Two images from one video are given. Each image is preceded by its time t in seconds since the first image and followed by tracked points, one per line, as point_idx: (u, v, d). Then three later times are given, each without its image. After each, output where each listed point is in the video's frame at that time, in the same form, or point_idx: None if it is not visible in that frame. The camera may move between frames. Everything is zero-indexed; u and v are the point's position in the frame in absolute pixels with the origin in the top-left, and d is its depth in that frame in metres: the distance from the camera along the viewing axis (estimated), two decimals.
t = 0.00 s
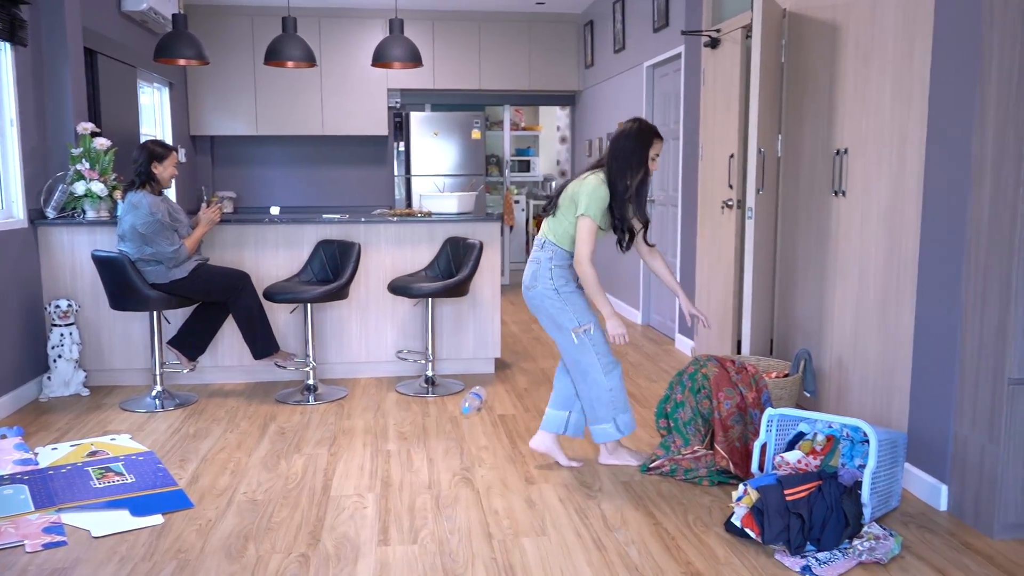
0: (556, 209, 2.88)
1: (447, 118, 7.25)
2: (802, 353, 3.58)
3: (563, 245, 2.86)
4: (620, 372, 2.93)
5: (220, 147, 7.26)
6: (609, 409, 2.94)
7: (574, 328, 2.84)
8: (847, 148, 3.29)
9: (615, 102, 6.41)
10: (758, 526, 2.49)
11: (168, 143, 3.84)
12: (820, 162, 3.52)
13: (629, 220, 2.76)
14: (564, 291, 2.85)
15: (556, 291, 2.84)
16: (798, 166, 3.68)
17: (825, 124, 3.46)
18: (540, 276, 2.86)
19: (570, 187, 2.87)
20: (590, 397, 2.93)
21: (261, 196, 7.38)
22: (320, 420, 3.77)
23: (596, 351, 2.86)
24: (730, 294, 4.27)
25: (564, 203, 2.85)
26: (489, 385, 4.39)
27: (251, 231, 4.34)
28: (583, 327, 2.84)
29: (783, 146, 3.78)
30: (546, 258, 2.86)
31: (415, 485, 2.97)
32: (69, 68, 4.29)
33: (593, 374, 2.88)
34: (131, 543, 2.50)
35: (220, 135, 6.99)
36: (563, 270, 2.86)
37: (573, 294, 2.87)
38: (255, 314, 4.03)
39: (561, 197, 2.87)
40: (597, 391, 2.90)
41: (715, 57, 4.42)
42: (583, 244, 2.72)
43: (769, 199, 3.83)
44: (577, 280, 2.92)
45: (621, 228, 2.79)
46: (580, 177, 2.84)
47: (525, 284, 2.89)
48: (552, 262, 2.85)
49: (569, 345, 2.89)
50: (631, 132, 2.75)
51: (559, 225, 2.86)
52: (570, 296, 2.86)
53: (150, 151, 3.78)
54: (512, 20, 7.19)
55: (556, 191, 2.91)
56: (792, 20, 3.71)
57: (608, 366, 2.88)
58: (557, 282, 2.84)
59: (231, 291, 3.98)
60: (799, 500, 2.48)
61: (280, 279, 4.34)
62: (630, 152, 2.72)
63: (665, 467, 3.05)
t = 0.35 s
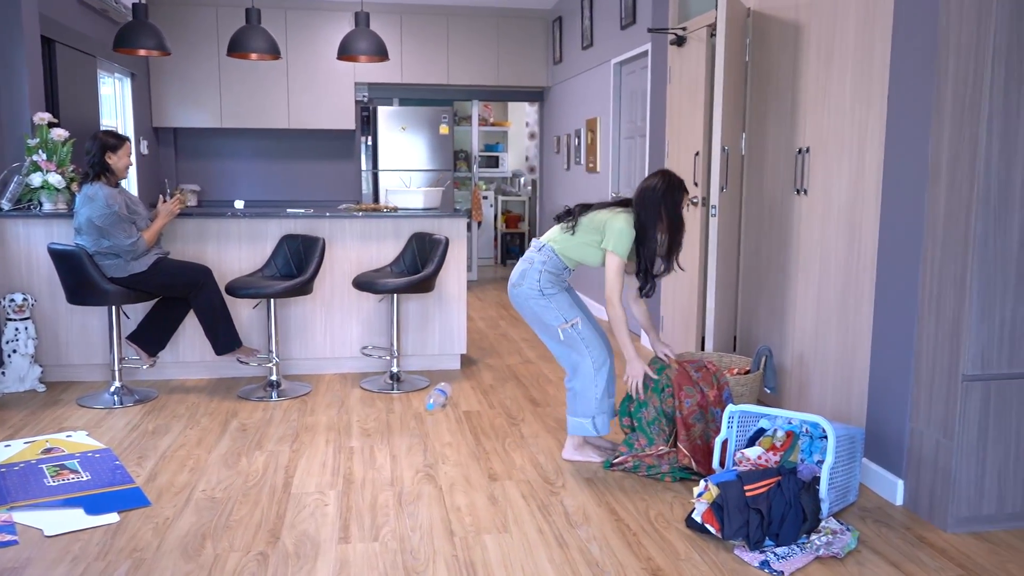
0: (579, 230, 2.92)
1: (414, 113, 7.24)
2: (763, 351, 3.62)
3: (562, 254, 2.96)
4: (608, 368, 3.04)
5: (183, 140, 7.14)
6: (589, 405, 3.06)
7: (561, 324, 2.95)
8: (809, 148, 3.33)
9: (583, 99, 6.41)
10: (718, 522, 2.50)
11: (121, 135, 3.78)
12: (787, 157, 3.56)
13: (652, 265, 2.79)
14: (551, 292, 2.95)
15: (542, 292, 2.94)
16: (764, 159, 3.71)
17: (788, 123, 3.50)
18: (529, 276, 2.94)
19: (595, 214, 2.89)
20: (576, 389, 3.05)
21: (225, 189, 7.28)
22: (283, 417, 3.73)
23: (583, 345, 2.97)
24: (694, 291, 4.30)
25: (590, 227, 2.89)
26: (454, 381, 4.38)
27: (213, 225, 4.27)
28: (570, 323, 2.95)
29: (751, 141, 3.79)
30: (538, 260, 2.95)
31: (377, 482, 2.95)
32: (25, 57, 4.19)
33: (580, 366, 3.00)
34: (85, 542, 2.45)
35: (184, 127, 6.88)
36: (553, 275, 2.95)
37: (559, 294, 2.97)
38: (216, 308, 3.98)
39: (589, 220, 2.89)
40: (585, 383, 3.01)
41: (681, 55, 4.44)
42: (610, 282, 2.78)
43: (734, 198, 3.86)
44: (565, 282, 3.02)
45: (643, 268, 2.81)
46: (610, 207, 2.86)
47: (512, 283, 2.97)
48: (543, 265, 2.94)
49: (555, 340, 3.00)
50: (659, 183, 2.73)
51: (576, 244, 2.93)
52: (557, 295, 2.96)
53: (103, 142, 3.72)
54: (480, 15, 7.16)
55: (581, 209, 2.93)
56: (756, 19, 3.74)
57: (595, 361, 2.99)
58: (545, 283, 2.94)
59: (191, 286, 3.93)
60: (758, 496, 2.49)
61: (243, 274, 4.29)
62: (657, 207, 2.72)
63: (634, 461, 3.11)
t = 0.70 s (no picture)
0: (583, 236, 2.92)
1: (405, 115, 7.21)
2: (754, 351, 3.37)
3: (564, 254, 2.97)
4: (603, 369, 3.05)
5: (172, 143, 7.11)
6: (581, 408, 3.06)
7: (557, 322, 2.96)
8: (796, 148, 3.34)
9: (573, 100, 6.41)
10: (706, 524, 2.49)
11: (106, 138, 3.77)
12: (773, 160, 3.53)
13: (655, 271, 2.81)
14: (550, 288, 2.96)
15: (541, 288, 2.95)
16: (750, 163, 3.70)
17: (776, 123, 3.50)
18: (529, 271, 2.95)
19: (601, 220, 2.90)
20: (568, 390, 3.04)
21: (215, 192, 7.25)
22: (272, 420, 3.71)
23: (578, 345, 2.97)
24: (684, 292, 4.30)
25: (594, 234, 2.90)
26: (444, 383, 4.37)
27: (201, 229, 4.26)
28: (566, 321, 2.96)
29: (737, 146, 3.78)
30: (539, 256, 2.96)
31: (366, 486, 2.94)
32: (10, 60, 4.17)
33: (573, 367, 3.00)
34: (70, 548, 2.44)
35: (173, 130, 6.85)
36: (552, 273, 2.96)
37: (557, 292, 2.98)
38: (204, 312, 3.99)
39: (594, 226, 2.90)
40: (577, 384, 3.00)
41: (669, 56, 4.44)
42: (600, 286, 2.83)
43: (722, 198, 3.86)
44: (564, 281, 3.02)
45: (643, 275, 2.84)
46: (617, 214, 2.87)
47: (512, 279, 2.97)
48: (544, 262, 2.95)
49: (550, 339, 3.00)
50: (662, 187, 2.74)
51: (579, 248, 2.94)
52: (555, 293, 2.97)
53: (86, 146, 3.71)
54: (470, 16, 7.15)
55: (587, 213, 2.92)
56: (744, 20, 3.75)
57: (589, 362, 3.00)
58: (544, 280, 2.95)
59: (179, 288, 3.93)
60: (747, 497, 2.48)
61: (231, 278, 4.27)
62: (661, 213, 2.72)
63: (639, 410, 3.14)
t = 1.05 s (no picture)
0: (581, 223, 3.00)
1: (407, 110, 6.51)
2: (749, 346, 3.44)
3: (564, 242, 3.02)
4: (595, 368, 3.12)
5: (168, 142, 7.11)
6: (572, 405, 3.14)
7: (557, 316, 3.03)
8: (791, 145, 3.33)
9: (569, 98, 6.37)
10: (701, 521, 2.50)
11: (104, 138, 3.76)
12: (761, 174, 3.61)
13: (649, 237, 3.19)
14: (552, 280, 3.03)
15: (544, 281, 3.01)
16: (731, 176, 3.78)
17: (771, 120, 3.49)
18: (532, 262, 3.01)
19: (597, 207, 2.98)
20: (562, 385, 3.12)
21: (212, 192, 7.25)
22: (268, 420, 3.71)
23: (574, 340, 3.05)
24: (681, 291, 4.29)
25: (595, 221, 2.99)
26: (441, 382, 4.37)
27: (196, 228, 4.24)
28: (566, 317, 3.03)
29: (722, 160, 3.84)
30: (540, 248, 3.01)
31: (362, 485, 2.94)
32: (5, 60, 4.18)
33: (568, 363, 3.08)
34: (64, 549, 2.43)
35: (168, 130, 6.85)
36: (555, 262, 3.02)
37: (557, 286, 3.04)
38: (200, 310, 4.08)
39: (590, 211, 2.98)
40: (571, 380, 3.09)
41: (665, 53, 4.42)
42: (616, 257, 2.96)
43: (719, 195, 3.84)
44: (565, 273, 3.08)
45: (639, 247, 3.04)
46: (612, 195, 2.98)
47: (514, 270, 3.02)
48: (546, 253, 3.00)
49: (547, 334, 3.07)
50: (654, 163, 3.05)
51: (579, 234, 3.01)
52: (556, 286, 3.03)
53: (84, 146, 3.71)
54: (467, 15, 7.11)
55: (583, 199, 3.00)
56: (739, 17, 3.74)
57: (584, 359, 3.08)
58: (547, 272, 3.01)
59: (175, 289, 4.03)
60: (742, 494, 2.48)
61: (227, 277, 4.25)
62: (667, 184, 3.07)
63: (686, 305, 3.44)
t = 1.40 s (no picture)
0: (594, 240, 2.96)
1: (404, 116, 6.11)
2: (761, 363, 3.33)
3: (570, 250, 3.02)
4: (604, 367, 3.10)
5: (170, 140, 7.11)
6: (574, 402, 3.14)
7: (562, 316, 3.04)
8: (794, 141, 3.33)
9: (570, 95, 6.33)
10: (703, 518, 2.49)
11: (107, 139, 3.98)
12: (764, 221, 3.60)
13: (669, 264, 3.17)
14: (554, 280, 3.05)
15: (546, 282, 3.04)
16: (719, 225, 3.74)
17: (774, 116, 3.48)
18: (536, 264, 3.04)
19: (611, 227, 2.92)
20: (568, 383, 3.11)
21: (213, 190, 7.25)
22: (270, 417, 3.71)
23: (581, 337, 3.06)
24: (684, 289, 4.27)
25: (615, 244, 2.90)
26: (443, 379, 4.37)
27: (199, 225, 4.24)
28: (570, 315, 3.04)
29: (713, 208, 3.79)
30: (546, 250, 3.02)
31: (363, 483, 2.94)
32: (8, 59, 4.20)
33: (577, 361, 3.09)
34: (68, 546, 2.44)
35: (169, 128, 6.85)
36: (558, 265, 3.03)
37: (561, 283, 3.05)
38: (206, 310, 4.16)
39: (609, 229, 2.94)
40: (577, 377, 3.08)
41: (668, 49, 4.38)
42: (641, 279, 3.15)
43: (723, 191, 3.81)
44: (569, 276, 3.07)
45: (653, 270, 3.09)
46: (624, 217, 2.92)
47: (517, 271, 3.03)
48: (551, 257, 3.02)
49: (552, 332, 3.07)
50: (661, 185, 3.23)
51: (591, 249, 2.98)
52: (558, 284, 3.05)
53: (89, 144, 3.92)
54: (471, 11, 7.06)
55: (598, 213, 2.99)
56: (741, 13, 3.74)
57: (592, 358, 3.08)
58: (550, 272, 3.03)
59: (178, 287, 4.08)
60: (744, 491, 2.46)
61: (229, 275, 4.24)
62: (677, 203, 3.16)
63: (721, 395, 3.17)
